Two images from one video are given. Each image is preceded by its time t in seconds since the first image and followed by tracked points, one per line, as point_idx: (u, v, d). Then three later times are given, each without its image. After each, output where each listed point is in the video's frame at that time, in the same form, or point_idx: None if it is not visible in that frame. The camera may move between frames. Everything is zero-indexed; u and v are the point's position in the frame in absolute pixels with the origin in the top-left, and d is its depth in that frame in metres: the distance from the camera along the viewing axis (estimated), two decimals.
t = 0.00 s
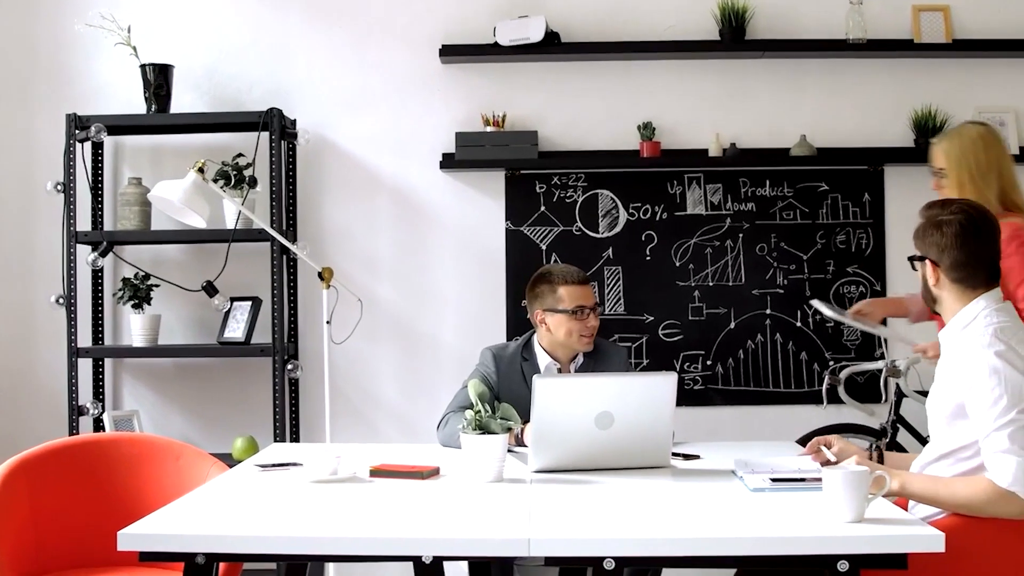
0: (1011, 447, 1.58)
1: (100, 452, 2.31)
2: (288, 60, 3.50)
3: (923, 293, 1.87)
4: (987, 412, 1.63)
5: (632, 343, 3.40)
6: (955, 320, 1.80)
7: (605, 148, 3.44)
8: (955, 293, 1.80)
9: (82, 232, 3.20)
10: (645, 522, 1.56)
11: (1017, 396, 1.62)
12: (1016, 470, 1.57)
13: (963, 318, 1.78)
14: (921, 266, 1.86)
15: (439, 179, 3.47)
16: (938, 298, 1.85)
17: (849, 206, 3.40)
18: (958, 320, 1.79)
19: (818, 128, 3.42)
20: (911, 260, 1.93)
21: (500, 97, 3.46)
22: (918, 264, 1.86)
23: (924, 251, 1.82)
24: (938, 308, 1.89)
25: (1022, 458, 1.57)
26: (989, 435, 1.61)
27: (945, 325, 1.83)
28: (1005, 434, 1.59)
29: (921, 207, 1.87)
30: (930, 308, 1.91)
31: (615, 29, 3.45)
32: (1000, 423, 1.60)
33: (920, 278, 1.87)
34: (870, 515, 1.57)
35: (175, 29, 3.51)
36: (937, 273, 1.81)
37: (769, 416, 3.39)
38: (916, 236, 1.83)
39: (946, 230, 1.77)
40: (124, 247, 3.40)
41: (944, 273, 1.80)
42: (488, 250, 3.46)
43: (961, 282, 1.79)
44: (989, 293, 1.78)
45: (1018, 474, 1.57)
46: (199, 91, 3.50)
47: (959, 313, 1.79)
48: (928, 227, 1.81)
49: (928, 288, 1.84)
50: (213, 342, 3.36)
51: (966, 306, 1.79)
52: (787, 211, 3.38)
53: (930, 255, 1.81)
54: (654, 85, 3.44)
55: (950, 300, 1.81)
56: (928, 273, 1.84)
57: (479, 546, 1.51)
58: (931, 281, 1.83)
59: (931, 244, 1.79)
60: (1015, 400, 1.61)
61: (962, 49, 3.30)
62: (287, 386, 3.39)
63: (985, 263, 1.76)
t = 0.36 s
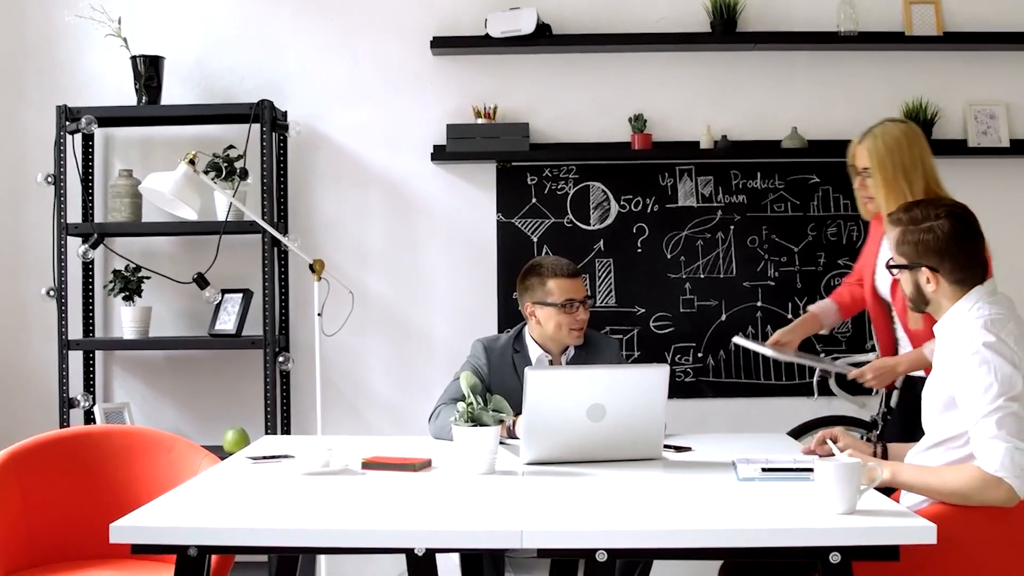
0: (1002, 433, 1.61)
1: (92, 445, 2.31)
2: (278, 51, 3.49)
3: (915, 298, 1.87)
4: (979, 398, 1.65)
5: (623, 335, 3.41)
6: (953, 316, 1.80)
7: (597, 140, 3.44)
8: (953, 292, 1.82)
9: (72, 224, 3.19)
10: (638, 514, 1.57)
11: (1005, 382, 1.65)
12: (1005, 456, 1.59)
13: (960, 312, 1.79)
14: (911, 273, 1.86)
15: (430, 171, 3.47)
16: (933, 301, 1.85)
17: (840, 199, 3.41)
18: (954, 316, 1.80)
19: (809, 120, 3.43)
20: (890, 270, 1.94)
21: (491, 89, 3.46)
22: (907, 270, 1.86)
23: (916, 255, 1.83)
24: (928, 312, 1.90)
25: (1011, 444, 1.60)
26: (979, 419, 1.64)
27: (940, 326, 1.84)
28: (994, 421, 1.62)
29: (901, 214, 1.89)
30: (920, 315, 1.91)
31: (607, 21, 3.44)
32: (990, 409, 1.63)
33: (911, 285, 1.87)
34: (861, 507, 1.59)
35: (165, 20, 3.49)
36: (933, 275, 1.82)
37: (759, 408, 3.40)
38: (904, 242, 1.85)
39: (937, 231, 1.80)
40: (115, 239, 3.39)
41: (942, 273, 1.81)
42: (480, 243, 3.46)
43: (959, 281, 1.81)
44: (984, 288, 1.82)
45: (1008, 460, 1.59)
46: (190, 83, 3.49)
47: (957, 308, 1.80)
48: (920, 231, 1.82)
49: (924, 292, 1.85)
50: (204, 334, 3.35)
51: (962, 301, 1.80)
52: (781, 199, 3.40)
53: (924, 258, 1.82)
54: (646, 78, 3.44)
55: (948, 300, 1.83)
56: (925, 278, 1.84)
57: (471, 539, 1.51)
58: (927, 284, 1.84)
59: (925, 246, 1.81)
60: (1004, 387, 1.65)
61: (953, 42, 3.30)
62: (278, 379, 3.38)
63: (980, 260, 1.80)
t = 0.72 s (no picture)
0: (992, 416, 1.65)
1: (80, 437, 2.30)
2: (268, 41, 3.47)
3: (899, 300, 1.90)
4: (969, 384, 1.69)
5: (613, 326, 3.42)
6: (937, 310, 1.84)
7: (587, 131, 3.44)
8: (938, 288, 1.86)
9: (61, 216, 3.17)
10: (629, 505, 1.58)
11: (994, 369, 1.69)
12: (996, 439, 1.62)
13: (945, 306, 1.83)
14: (892, 275, 1.89)
15: (421, 163, 3.46)
16: (916, 299, 1.89)
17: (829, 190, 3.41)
18: (939, 311, 1.83)
19: (798, 112, 3.44)
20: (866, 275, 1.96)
21: (481, 80, 3.45)
22: (889, 273, 1.89)
23: (898, 256, 1.86)
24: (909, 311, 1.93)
25: (1001, 428, 1.63)
26: (970, 405, 1.67)
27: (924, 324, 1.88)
28: (984, 406, 1.66)
29: (875, 217, 1.92)
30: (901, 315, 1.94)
31: (597, 13, 3.44)
32: (980, 394, 1.66)
33: (894, 287, 1.90)
34: (852, 498, 1.60)
35: (154, 10, 3.47)
36: (918, 274, 1.86)
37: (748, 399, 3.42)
38: (884, 244, 1.88)
39: (917, 230, 1.84)
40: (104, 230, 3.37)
41: (926, 271, 1.85)
42: (470, 235, 3.46)
43: (943, 277, 1.85)
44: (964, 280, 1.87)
45: (999, 443, 1.62)
46: (180, 73, 3.47)
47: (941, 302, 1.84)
48: (898, 232, 1.85)
49: (909, 291, 1.88)
50: (193, 326, 3.34)
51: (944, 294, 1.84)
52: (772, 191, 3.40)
53: (907, 258, 1.85)
54: (637, 70, 3.45)
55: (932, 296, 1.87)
56: (907, 277, 1.87)
57: (462, 530, 1.52)
58: (911, 284, 1.87)
59: (908, 246, 1.84)
60: (993, 373, 1.69)
61: (942, 34, 3.31)
62: (268, 371, 3.38)
63: (959, 254, 1.85)
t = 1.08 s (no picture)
0: (980, 396, 1.66)
1: (67, 429, 2.31)
2: (255, 33, 3.46)
3: (869, 301, 1.93)
4: (954, 368, 1.70)
5: (601, 319, 3.43)
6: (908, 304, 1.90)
7: (575, 124, 3.45)
8: (906, 284, 1.90)
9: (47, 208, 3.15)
10: (619, 497, 1.59)
11: (978, 351, 1.70)
12: (987, 418, 1.64)
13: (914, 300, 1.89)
14: (860, 279, 1.91)
15: (409, 155, 3.46)
16: (886, 298, 1.92)
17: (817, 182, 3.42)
18: (910, 307, 1.89)
19: (785, 105, 3.45)
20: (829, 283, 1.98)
21: (469, 72, 3.45)
22: (856, 278, 1.91)
23: (865, 261, 1.88)
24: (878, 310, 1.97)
25: (990, 407, 1.64)
26: (958, 389, 1.69)
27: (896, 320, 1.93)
28: (971, 387, 1.67)
29: (834, 225, 1.94)
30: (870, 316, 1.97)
31: (585, 5, 3.44)
32: (966, 375, 1.68)
33: (863, 290, 1.92)
34: (841, 490, 1.62)
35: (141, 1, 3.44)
36: (887, 274, 1.89)
37: (735, 392, 3.43)
38: (849, 251, 1.89)
39: (879, 232, 1.86)
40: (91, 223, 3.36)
41: (893, 270, 1.88)
42: (458, 227, 3.46)
43: (910, 273, 1.89)
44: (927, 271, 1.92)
45: (989, 423, 1.63)
46: (167, 65, 3.45)
47: (911, 296, 1.89)
48: (862, 236, 1.88)
49: (880, 292, 1.91)
50: (180, 318, 3.33)
51: (912, 290, 1.89)
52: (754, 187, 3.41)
53: (874, 261, 1.88)
54: (625, 62, 3.45)
55: (901, 292, 1.91)
56: (875, 277, 1.90)
57: (452, 522, 1.53)
58: (880, 284, 1.90)
59: (875, 249, 1.87)
60: (977, 353, 1.70)
61: (929, 27, 3.33)
62: (255, 364, 3.38)
63: (921, 249, 1.89)
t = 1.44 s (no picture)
0: (944, 398, 1.70)
1: (57, 422, 2.33)
2: (245, 24, 3.44)
3: (844, 301, 1.97)
4: (925, 366, 1.75)
5: (591, 311, 3.44)
6: (887, 302, 1.93)
7: (565, 116, 3.45)
8: (877, 282, 1.93)
9: (36, 200, 3.14)
10: (609, 489, 1.60)
11: (948, 353, 1.74)
12: (946, 422, 1.69)
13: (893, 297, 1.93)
14: (833, 280, 1.95)
15: (400, 148, 3.46)
16: (861, 296, 1.96)
17: (807, 174, 3.43)
18: (888, 306, 1.93)
19: (775, 98, 3.46)
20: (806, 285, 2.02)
21: (460, 64, 3.45)
22: (828, 279, 1.95)
23: (835, 262, 1.93)
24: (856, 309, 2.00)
25: (950, 411, 1.69)
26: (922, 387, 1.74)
27: (875, 319, 1.97)
28: (934, 390, 1.71)
29: (804, 229, 1.99)
30: (849, 315, 2.00)
31: None
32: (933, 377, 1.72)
33: (837, 291, 1.96)
34: (831, 482, 1.63)
35: None
36: (857, 273, 1.92)
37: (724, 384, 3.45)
38: (819, 253, 1.94)
39: (847, 233, 1.90)
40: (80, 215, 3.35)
41: (864, 269, 1.92)
42: (448, 220, 3.46)
43: (881, 271, 1.92)
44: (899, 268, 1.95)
45: (948, 427, 1.69)
46: (156, 57, 3.43)
47: (888, 294, 1.93)
48: (830, 237, 1.92)
49: (853, 292, 1.94)
50: (170, 310, 3.32)
51: (890, 290, 1.93)
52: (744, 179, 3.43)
53: (844, 262, 1.92)
54: (616, 55, 3.45)
55: (874, 289, 1.94)
56: (847, 277, 1.94)
57: (444, 514, 1.53)
58: (853, 284, 1.94)
59: (843, 250, 1.91)
60: (947, 354, 1.74)
61: (918, 21, 3.35)
62: (245, 356, 3.37)
63: (891, 247, 1.92)
